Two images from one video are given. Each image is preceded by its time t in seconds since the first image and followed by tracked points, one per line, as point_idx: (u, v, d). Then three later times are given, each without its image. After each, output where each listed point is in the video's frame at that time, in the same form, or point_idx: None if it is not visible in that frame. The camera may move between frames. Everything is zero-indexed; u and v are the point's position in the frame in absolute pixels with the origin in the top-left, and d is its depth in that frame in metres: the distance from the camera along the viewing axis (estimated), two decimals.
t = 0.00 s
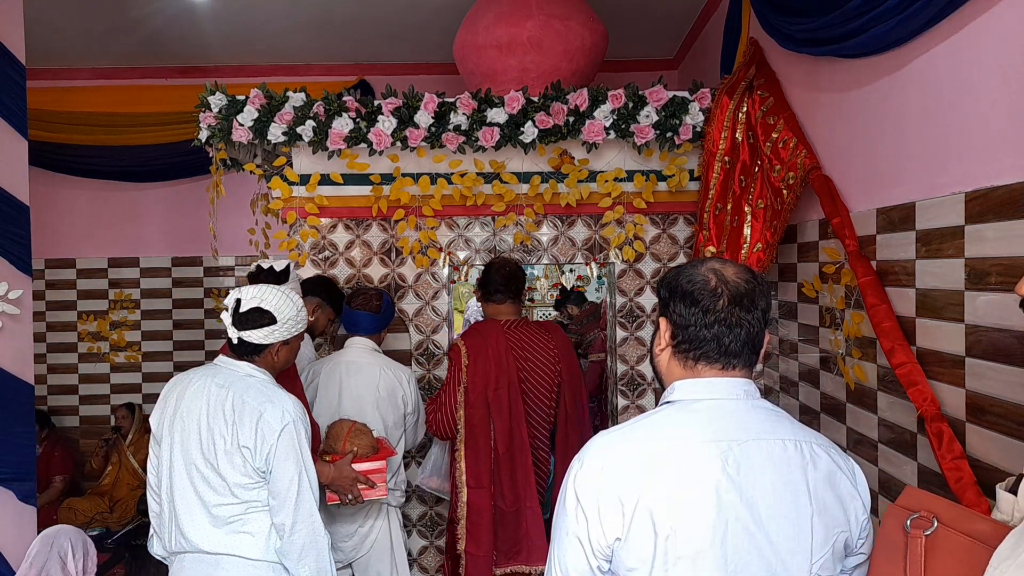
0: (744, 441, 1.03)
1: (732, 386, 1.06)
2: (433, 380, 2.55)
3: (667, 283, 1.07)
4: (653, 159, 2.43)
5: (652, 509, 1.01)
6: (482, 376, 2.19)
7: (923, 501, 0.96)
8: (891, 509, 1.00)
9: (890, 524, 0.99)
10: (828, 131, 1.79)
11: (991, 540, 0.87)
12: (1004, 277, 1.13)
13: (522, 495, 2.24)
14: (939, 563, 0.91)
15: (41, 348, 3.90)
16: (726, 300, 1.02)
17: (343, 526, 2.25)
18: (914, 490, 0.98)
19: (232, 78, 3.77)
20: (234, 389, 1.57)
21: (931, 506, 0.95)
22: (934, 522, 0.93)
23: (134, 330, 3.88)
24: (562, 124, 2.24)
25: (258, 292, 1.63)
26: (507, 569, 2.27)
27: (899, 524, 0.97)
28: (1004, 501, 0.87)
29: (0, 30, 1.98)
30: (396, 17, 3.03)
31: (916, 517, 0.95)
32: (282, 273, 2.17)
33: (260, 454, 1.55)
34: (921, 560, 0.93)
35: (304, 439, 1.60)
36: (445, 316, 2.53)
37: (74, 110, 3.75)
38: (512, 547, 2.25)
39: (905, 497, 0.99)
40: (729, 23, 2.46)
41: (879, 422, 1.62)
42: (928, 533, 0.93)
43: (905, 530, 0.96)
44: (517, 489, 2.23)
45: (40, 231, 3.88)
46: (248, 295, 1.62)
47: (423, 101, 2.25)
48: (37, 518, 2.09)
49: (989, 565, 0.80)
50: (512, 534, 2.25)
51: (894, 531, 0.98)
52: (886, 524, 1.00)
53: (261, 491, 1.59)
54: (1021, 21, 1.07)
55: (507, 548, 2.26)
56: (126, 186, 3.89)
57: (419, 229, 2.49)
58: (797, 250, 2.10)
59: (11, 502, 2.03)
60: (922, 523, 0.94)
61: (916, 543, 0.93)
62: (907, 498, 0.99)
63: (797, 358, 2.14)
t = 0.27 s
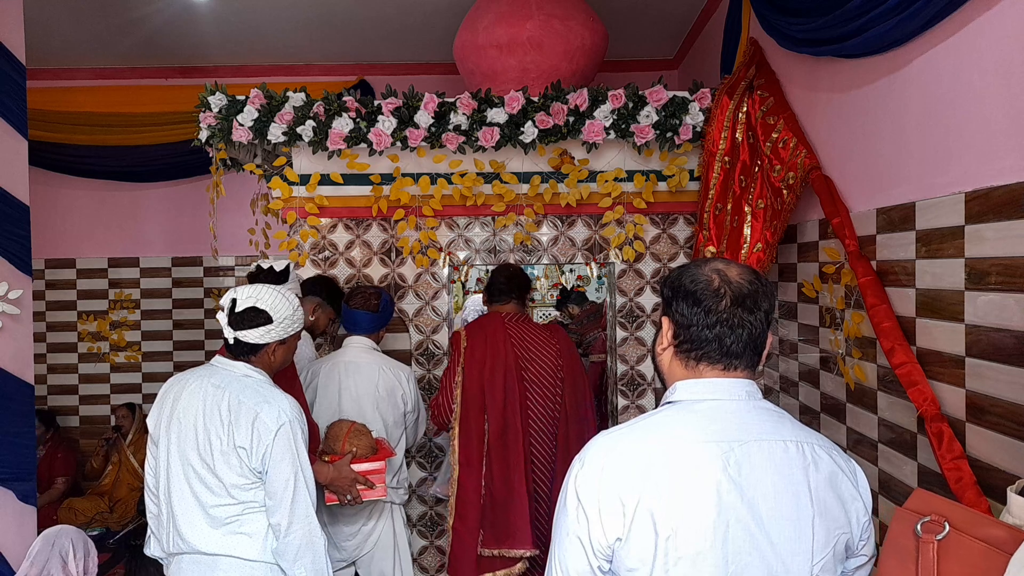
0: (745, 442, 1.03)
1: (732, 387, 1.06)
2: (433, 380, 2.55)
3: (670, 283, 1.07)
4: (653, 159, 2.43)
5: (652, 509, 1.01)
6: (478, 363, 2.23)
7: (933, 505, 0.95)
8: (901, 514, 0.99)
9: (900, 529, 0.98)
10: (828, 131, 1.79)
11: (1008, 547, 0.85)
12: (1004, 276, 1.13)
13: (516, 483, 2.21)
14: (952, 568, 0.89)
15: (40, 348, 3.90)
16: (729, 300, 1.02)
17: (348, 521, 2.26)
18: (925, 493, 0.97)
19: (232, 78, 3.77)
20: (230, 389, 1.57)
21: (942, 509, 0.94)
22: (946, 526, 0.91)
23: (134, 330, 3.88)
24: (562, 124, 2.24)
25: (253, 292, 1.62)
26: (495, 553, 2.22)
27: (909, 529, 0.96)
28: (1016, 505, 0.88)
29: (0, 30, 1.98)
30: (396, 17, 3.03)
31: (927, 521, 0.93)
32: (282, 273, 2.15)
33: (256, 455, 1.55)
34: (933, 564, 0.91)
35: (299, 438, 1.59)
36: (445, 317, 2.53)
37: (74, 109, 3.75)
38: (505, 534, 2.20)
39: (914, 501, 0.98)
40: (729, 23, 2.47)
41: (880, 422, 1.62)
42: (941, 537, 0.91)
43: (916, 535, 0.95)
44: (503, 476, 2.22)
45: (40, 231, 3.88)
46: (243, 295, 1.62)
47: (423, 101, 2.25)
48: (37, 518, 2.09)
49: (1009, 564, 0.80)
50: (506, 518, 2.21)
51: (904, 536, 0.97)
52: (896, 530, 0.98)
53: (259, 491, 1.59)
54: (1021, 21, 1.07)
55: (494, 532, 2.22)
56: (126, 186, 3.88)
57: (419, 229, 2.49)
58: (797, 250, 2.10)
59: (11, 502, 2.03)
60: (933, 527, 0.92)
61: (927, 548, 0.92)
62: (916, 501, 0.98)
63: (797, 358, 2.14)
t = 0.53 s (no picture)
0: (745, 442, 1.03)
1: (732, 387, 1.06)
2: (433, 380, 2.55)
3: (673, 283, 1.07)
4: (653, 159, 2.43)
5: (652, 509, 1.01)
6: (476, 353, 2.28)
7: (938, 506, 0.95)
8: (904, 517, 0.98)
9: (904, 532, 0.97)
10: (828, 131, 1.79)
11: (1014, 550, 0.85)
12: (1004, 277, 1.13)
13: (513, 462, 2.20)
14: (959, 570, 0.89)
15: (41, 348, 3.90)
16: (731, 301, 1.02)
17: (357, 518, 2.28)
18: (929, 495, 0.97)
19: (232, 78, 3.77)
20: (226, 388, 1.57)
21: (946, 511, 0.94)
22: (951, 529, 0.91)
23: (134, 330, 3.88)
24: (562, 124, 2.24)
25: (250, 291, 1.63)
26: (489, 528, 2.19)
27: (914, 531, 0.96)
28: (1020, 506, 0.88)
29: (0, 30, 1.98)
30: (396, 17, 3.03)
31: (932, 522, 0.93)
32: (282, 273, 2.14)
33: (252, 455, 1.55)
34: (938, 566, 0.91)
35: (294, 438, 1.58)
36: (445, 317, 2.53)
37: (74, 109, 3.75)
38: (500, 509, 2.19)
39: (918, 503, 0.98)
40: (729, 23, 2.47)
41: (880, 422, 1.62)
42: (946, 539, 0.91)
43: (920, 537, 0.94)
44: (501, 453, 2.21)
45: (40, 231, 3.88)
46: (240, 294, 1.62)
47: (423, 101, 2.25)
48: (37, 518, 2.09)
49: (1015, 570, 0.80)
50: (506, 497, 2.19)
51: (909, 539, 0.96)
52: (901, 533, 0.98)
53: (256, 491, 1.58)
54: (1021, 21, 1.07)
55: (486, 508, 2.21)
56: (126, 186, 3.88)
57: (419, 229, 2.49)
58: (797, 250, 2.10)
59: (11, 502, 2.03)
60: (938, 528, 0.92)
61: (932, 551, 0.92)
62: (920, 503, 0.98)
63: (797, 358, 2.14)
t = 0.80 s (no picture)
0: (746, 442, 1.03)
1: (733, 387, 1.06)
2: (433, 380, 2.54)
3: (675, 283, 1.08)
4: (653, 159, 2.43)
5: (652, 508, 1.01)
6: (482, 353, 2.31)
7: (939, 507, 0.96)
8: (906, 518, 0.99)
9: (906, 533, 0.98)
10: (828, 131, 1.79)
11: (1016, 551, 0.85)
12: (1003, 277, 1.13)
13: (519, 448, 2.21)
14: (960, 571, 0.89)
15: (41, 348, 3.90)
16: (732, 301, 1.03)
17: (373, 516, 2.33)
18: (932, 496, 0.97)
19: (232, 78, 3.77)
20: (222, 386, 1.57)
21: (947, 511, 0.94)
22: (952, 529, 0.91)
23: (134, 330, 3.88)
24: (562, 124, 2.25)
25: (255, 282, 1.64)
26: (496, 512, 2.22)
27: (915, 532, 0.96)
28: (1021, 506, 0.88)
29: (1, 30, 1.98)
30: (396, 17, 3.03)
31: (934, 523, 0.94)
32: (283, 273, 2.14)
33: (248, 452, 1.54)
34: (939, 566, 0.91)
35: (291, 435, 1.57)
36: (445, 317, 2.53)
37: (74, 109, 3.75)
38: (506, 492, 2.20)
39: (920, 504, 0.99)
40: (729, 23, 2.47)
41: (880, 422, 1.62)
42: (947, 539, 0.91)
43: (922, 537, 0.95)
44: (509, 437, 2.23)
45: (40, 231, 3.88)
46: (244, 285, 1.63)
47: (423, 101, 2.25)
48: (37, 518, 2.09)
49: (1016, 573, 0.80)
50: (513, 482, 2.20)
51: (910, 540, 0.96)
52: (903, 534, 0.98)
53: (252, 490, 1.58)
54: (1021, 21, 1.07)
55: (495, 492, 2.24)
56: (126, 186, 3.88)
57: (419, 229, 2.49)
58: (797, 250, 2.10)
59: (11, 502, 2.03)
60: (940, 529, 0.92)
61: (934, 551, 0.92)
62: (922, 504, 0.98)
63: (797, 358, 2.14)
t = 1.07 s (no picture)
0: (746, 442, 1.03)
1: (734, 387, 1.06)
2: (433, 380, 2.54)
3: (675, 283, 1.08)
4: (653, 159, 2.43)
5: (654, 509, 1.01)
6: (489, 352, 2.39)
7: (940, 507, 0.96)
8: (906, 518, 0.99)
9: (907, 534, 0.97)
10: (828, 131, 1.79)
11: (1015, 551, 0.85)
12: (1004, 276, 1.13)
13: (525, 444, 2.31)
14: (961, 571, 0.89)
15: (41, 348, 3.90)
16: (733, 301, 1.02)
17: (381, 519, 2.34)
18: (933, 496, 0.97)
19: (232, 78, 3.77)
20: (209, 383, 1.57)
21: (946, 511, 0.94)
22: (953, 529, 0.91)
23: (134, 330, 3.88)
24: (562, 124, 2.24)
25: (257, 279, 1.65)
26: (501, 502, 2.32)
27: (916, 532, 0.96)
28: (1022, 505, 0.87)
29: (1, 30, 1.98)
30: (396, 17, 3.03)
31: (934, 523, 0.94)
32: (283, 273, 2.14)
33: (230, 449, 1.53)
34: (941, 567, 0.91)
35: (274, 433, 1.55)
36: (445, 317, 2.53)
37: (74, 109, 3.75)
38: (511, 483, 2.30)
39: (920, 504, 0.99)
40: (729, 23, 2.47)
41: (880, 422, 1.62)
42: (948, 539, 0.91)
43: (923, 538, 0.95)
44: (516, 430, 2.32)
45: (40, 231, 3.88)
46: (246, 281, 1.65)
47: (423, 101, 2.25)
48: (37, 518, 2.09)
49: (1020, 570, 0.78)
50: (519, 473, 2.29)
51: (910, 540, 0.96)
52: (903, 535, 0.98)
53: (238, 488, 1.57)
54: (1021, 21, 1.07)
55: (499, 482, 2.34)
56: (126, 186, 3.88)
57: (419, 229, 2.49)
58: (797, 250, 2.10)
59: (11, 502, 2.03)
60: (941, 529, 0.92)
61: (935, 551, 0.92)
62: (922, 504, 0.98)
63: (797, 358, 2.14)
